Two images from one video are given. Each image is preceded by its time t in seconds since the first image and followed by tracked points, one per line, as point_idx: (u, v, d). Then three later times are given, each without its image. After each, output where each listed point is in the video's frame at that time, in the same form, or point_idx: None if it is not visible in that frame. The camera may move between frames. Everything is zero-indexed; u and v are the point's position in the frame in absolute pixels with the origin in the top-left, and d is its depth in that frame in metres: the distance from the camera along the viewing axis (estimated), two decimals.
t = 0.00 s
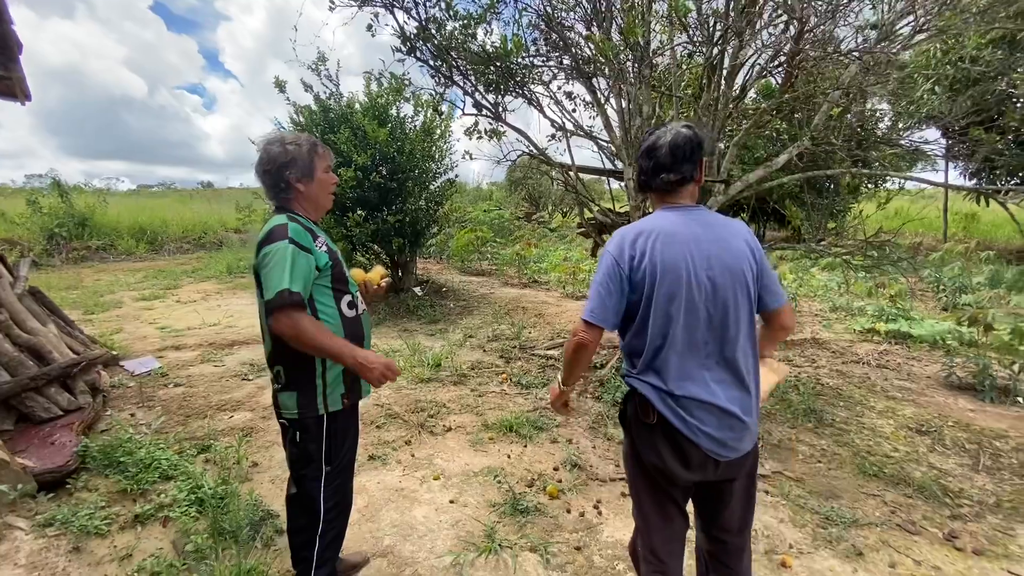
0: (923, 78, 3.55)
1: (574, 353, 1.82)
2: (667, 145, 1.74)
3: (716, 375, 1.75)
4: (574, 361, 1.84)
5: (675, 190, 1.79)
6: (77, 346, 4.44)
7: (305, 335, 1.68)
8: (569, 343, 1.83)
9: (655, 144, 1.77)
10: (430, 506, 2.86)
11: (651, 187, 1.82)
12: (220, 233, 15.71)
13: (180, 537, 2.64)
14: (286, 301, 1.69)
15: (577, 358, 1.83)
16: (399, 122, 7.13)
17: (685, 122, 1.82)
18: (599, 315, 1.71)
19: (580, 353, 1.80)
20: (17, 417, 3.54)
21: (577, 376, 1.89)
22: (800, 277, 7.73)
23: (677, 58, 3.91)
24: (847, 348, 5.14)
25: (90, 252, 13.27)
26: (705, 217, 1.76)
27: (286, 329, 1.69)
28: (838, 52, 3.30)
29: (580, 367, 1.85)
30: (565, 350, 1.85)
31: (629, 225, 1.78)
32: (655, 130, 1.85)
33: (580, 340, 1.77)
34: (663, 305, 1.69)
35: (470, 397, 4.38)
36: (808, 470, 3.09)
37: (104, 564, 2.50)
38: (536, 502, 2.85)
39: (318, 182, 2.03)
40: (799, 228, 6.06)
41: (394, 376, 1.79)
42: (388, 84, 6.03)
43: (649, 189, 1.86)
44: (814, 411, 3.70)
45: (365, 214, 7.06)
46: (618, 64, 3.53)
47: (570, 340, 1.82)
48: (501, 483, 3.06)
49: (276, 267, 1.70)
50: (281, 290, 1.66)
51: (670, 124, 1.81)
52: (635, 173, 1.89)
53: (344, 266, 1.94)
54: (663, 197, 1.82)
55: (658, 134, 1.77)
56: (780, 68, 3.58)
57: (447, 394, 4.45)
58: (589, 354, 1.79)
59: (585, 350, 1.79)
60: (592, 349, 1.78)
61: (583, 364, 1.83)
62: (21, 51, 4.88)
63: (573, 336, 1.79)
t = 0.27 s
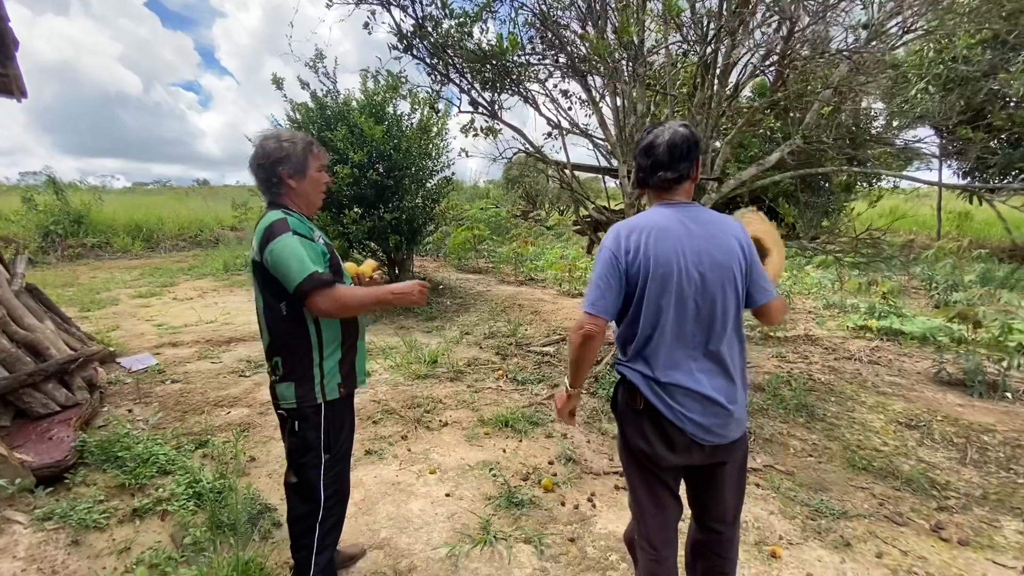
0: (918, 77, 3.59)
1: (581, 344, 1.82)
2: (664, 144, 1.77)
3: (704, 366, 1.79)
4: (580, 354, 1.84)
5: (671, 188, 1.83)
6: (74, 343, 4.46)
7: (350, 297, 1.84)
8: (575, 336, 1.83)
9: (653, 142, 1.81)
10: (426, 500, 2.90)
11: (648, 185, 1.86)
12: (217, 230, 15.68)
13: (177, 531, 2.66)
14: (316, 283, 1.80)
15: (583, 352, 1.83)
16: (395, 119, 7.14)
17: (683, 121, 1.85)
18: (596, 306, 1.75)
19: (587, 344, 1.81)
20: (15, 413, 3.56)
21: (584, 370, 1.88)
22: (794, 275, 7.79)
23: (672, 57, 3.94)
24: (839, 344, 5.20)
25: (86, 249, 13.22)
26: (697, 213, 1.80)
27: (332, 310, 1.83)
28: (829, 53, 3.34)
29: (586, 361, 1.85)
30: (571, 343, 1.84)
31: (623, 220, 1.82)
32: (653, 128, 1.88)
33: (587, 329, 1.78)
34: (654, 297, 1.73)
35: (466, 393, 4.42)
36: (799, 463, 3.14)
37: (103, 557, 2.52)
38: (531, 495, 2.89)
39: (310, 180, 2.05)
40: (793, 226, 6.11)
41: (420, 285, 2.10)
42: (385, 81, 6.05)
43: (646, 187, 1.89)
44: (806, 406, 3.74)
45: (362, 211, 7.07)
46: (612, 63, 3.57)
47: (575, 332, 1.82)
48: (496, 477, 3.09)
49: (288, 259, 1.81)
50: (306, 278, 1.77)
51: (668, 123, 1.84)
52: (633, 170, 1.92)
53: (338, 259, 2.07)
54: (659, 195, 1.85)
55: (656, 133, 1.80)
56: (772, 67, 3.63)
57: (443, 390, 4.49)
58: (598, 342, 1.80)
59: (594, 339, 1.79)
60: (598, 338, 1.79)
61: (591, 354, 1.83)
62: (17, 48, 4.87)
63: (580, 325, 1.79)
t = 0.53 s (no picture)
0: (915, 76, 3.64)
1: (590, 333, 1.80)
2: (658, 142, 1.79)
3: (697, 355, 1.82)
4: (588, 345, 1.82)
5: (666, 184, 1.86)
6: (73, 339, 4.49)
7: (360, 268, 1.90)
8: (582, 325, 1.81)
9: (647, 139, 1.82)
10: (422, 492, 2.94)
11: (643, 180, 1.89)
12: (215, 228, 15.69)
13: (175, 523, 2.70)
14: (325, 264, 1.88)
15: (591, 342, 1.81)
16: (393, 117, 7.17)
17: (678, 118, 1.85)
18: (597, 295, 1.76)
19: (596, 333, 1.79)
20: (15, 407, 3.59)
21: (592, 360, 1.86)
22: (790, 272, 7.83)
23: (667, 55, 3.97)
24: (833, 341, 5.24)
25: (85, 247, 13.24)
26: (692, 206, 1.84)
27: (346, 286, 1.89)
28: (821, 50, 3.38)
29: (594, 351, 1.83)
30: (580, 332, 1.82)
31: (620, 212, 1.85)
32: (648, 124, 1.89)
33: (596, 317, 1.76)
34: (649, 287, 1.77)
35: (463, 388, 4.45)
36: (790, 456, 3.18)
37: (102, 547, 2.55)
38: (525, 488, 2.92)
39: (299, 177, 2.09)
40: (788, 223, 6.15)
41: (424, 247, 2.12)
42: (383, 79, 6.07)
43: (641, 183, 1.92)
44: (798, 401, 3.79)
45: (360, 209, 7.10)
46: (607, 60, 3.60)
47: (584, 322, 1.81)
48: (491, 470, 3.13)
49: (295, 248, 1.88)
50: (315, 261, 1.85)
51: (664, 119, 1.85)
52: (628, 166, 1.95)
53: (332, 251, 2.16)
54: (654, 191, 1.89)
55: (650, 131, 1.82)
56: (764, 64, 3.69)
57: (440, 386, 4.52)
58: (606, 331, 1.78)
59: (602, 327, 1.78)
60: (605, 327, 1.78)
61: (599, 343, 1.81)
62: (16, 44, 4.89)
63: (589, 314, 1.77)
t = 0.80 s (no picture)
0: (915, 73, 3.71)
1: (587, 319, 1.85)
2: (658, 134, 1.84)
3: (691, 342, 1.88)
4: (584, 329, 1.88)
5: (666, 175, 1.91)
6: (76, 333, 4.54)
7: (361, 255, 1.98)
8: (579, 312, 1.86)
9: (647, 132, 1.87)
10: (421, 481, 2.99)
11: (642, 172, 1.93)
12: (216, 225, 15.74)
13: (179, 510, 2.75)
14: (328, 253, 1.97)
15: (587, 326, 1.87)
16: (393, 114, 7.21)
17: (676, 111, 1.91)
18: (595, 282, 1.81)
19: (593, 319, 1.83)
20: (20, 399, 3.64)
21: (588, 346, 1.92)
22: (788, 269, 7.88)
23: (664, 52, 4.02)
24: (829, 336, 5.29)
25: (86, 244, 13.29)
26: (688, 198, 1.89)
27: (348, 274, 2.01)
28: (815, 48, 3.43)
29: (592, 334, 1.89)
30: (576, 318, 1.87)
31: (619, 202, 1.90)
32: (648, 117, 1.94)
33: (592, 304, 1.81)
34: (646, 275, 1.82)
35: (462, 381, 4.51)
36: (783, 447, 3.23)
37: (107, 533, 2.60)
38: (522, 477, 2.98)
39: (295, 172, 2.13)
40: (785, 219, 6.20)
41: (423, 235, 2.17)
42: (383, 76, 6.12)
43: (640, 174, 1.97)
44: (793, 393, 3.84)
45: (361, 205, 7.15)
46: (603, 56, 3.65)
47: (581, 308, 1.85)
48: (489, 459, 3.19)
49: (298, 238, 1.96)
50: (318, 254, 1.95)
51: (663, 112, 1.90)
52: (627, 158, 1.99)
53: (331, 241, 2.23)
54: (653, 182, 1.94)
55: (650, 123, 1.87)
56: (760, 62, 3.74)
57: (440, 379, 4.58)
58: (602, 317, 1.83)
59: (599, 314, 1.83)
60: (602, 313, 1.83)
61: (595, 329, 1.87)
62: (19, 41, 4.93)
63: (586, 301, 1.82)
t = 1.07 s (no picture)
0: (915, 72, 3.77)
1: (583, 310, 1.92)
2: (654, 130, 1.92)
3: (682, 331, 1.95)
4: (581, 319, 1.95)
5: (660, 169, 1.98)
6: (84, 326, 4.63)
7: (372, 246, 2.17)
8: (576, 303, 1.93)
9: (644, 127, 1.95)
10: (422, 468, 3.08)
11: (638, 167, 2.01)
12: (218, 222, 15.83)
13: (188, 495, 2.83)
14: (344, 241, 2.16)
15: (584, 316, 1.94)
16: (395, 112, 7.28)
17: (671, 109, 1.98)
18: (590, 274, 1.88)
19: (589, 309, 1.91)
20: (31, 389, 3.73)
21: (585, 336, 1.99)
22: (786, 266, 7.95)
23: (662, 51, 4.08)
24: (824, 331, 5.37)
25: (90, 240, 13.38)
26: (681, 192, 1.96)
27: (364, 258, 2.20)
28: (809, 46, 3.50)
29: (590, 323, 1.95)
30: (573, 309, 1.94)
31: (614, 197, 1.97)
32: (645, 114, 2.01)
33: (588, 295, 1.89)
34: (639, 266, 1.89)
35: (463, 374, 4.59)
36: (776, 437, 3.31)
37: (119, 517, 2.68)
38: (521, 465, 3.06)
39: (303, 167, 2.27)
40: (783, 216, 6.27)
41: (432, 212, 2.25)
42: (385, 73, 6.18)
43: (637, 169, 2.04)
44: (787, 386, 3.92)
45: (363, 201, 7.22)
46: (602, 54, 3.72)
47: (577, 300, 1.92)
48: (489, 448, 3.27)
49: (316, 229, 2.15)
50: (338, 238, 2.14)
51: (658, 110, 1.98)
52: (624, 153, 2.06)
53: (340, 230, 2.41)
54: (650, 175, 2.00)
55: (646, 120, 1.94)
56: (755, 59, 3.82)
57: (441, 372, 4.66)
58: (598, 308, 1.91)
59: (594, 305, 1.90)
60: (597, 303, 1.90)
61: (592, 319, 1.94)
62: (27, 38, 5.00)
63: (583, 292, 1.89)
